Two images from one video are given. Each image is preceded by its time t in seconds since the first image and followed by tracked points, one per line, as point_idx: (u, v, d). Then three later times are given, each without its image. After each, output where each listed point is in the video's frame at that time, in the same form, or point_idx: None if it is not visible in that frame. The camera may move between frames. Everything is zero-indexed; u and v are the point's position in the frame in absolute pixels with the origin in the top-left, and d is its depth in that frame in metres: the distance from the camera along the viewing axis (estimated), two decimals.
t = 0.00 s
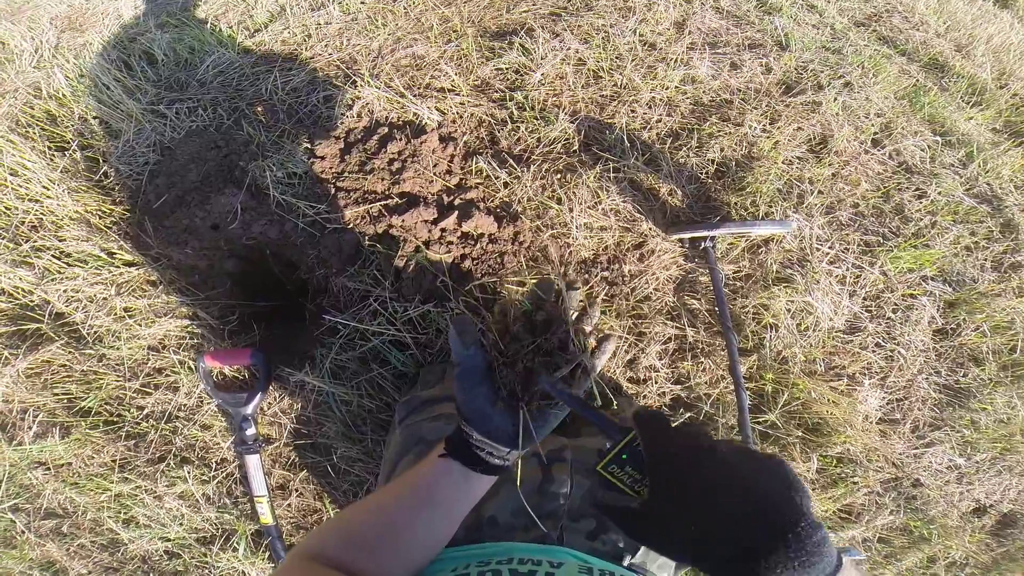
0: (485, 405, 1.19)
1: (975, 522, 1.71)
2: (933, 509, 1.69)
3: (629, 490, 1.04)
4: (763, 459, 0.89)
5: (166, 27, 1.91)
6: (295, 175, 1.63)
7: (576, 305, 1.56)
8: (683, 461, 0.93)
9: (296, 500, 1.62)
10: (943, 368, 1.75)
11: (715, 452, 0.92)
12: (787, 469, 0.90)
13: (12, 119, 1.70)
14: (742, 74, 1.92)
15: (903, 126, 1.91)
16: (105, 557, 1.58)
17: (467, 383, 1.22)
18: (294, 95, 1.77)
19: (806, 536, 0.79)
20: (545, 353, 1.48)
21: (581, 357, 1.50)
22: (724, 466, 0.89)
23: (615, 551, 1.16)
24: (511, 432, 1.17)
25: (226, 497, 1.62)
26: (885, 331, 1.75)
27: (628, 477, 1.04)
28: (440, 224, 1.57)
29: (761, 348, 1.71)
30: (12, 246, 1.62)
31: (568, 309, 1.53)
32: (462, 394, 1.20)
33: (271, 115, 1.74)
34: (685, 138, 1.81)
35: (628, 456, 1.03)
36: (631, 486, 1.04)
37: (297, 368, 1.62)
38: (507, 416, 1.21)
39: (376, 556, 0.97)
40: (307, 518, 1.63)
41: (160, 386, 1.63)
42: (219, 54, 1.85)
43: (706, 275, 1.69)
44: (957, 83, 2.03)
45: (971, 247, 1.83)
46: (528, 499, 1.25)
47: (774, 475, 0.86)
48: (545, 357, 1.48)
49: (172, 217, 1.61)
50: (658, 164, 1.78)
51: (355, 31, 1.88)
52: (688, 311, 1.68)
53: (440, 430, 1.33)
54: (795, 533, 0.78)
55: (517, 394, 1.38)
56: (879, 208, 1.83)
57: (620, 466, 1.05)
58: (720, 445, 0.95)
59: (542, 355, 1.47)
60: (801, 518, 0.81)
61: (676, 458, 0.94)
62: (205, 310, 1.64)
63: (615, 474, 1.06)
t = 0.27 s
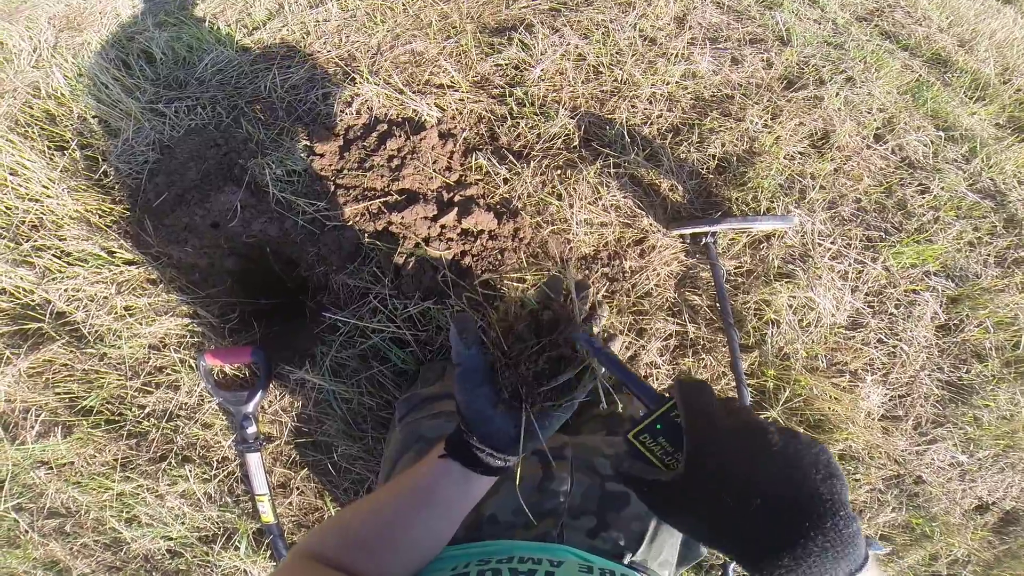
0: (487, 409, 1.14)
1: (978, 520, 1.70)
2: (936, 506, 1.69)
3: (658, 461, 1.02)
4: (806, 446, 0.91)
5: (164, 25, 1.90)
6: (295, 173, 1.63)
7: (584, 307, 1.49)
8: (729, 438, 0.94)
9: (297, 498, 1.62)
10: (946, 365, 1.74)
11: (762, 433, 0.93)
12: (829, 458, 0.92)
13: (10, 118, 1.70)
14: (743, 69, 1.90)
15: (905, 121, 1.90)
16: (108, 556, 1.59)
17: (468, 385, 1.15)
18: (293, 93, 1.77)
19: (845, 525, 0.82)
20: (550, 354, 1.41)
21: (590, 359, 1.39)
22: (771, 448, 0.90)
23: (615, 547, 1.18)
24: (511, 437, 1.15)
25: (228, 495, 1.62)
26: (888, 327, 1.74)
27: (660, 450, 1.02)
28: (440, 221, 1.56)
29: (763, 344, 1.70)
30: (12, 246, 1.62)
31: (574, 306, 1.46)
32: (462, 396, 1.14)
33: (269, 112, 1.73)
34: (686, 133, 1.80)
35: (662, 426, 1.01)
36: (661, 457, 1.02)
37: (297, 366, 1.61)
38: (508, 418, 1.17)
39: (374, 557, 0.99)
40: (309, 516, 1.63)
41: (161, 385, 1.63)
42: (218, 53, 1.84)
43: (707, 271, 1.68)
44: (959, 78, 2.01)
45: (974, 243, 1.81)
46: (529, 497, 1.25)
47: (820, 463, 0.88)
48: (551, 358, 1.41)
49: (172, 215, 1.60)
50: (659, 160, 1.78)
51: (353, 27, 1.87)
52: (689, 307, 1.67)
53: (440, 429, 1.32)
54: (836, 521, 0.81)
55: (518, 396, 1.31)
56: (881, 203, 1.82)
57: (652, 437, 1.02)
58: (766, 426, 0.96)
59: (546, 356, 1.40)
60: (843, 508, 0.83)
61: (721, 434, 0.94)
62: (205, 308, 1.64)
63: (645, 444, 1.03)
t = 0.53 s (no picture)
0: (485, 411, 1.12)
1: (979, 517, 1.71)
2: (937, 504, 1.69)
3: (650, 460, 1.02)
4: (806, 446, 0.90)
5: (156, 28, 1.89)
6: (290, 175, 1.63)
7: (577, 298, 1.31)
8: (723, 437, 0.93)
9: (296, 501, 1.62)
10: (944, 362, 1.74)
11: (758, 433, 0.91)
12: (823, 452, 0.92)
13: (5, 123, 1.70)
14: (737, 68, 1.90)
15: (899, 119, 1.90)
16: (109, 560, 1.59)
17: (466, 386, 1.14)
18: (287, 95, 1.76)
19: (839, 526, 0.84)
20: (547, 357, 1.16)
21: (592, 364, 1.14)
22: (767, 449, 0.90)
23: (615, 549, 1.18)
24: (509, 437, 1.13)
25: (228, 499, 1.62)
26: (885, 324, 1.74)
27: (651, 449, 1.00)
28: (436, 223, 1.56)
29: (760, 343, 1.70)
30: (8, 251, 1.61)
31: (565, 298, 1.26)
32: (460, 398, 1.13)
33: (263, 115, 1.73)
34: (681, 132, 1.80)
35: (653, 425, 0.98)
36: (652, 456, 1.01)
37: (294, 369, 1.61)
38: (507, 419, 1.14)
39: (374, 561, 0.99)
40: (309, 519, 1.63)
41: (159, 389, 1.63)
42: (211, 55, 1.83)
43: (703, 270, 1.68)
44: (952, 76, 2.01)
45: (969, 240, 1.82)
46: (528, 498, 1.25)
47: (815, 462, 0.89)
48: (550, 361, 1.17)
49: (167, 219, 1.60)
50: (654, 159, 1.77)
51: (347, 29, 1.87)
52: (686, 307, 1.67)
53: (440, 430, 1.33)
54: (830, 522, 0.84)
55: (516, 401, 1.16)
56: (877, 200, 1.82)
57: (644, 437, 1.00)
58: (760, 422, 0.95)
59: (544, 360, 1.16)
60: (837, 506, 0.86)
61: (714, 434, 0.93)
62: (202, 312, 1.64)
63: (637, 444, 1.01)
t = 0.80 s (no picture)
0: (485, 412, 1.12)
1: (979, 516, 1.71)
2: (937, 503, 1.69)
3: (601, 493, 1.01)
4: (745, 466, 0.86)
5: (154, 31, 1.89)
6: (287, 178, 1.63)
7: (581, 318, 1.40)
8: (661, 467, 0.92)
9: (296, 503, 1.62)
10: (942, 361, 1.75)
11: (694, 457, 0.90)
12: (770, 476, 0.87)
13: (3, 127, 1.70)
14: (734, 69, 1.91)
15: (896, 119, 1.90)
16: (109, 562, 1.59)
17: (462, 390, 1.11)
18: (284, 98, 1.77)
19: (784, 549, 0.77)
20: (546, 360, 1.26)
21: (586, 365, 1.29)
22: (701, 473, 0.87)
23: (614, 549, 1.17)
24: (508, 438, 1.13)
25: (227, 501, 1.62)
26: (883, 324, 1.75)
27: (599, 481, 1.00)
28: (434, 225, 1.56)
29: (758, 343, 1.71)
30: (6, 255, 1.61)
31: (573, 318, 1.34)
32: (459, 400, 1.12)
33: (261, 118, 1.73)
34: (678, 134, 1.81)
35: (598, 457, 0.98)
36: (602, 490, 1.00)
37: (293, 372, 1.62)
38: (507, 421, 1.13)
39: (376, 562, 1.00)
40: (308, 521, 1.63)
41: (158, 392, 1.63)
42: (208, 58, 1.83)
43: (701, 271, 1.68)
44: (949, 76, 2.01)
45: (967, 239, 1.82)
46: (527, 500, 1.26)
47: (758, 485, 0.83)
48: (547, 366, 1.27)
49: (165, 222, 1.60)
50: (652, 160, 1.78)
51: (344, 32, 1.87)
52: (684, 308, 1.68)
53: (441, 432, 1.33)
54: (773, 546, 0.77)
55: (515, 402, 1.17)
56: (874, 201, 1.83)
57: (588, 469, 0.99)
58: (700, 450, 0.93)
59: (542, 364, 1.26)
60: (783, 529, 0.79)
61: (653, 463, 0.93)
62: (200, 314, 1.64)
63: (585, 476, 1.01)
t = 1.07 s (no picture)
0: (468, 406, 1.14)
1: (976, 505, 1.72)
2: (934, 492, 1.70)
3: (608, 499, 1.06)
4: (754, 475, 0.89)
5: (134, 33, 1.86)
6: (274, 179, 1.62)
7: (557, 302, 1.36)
8: (670, 474, 0.94)
9: (294, 504, 1.62)
10: (935, 350, 1.75)
11: (702, 465, 0.92)
12: (777, 480, 0.91)
13: None
14: (721, 62, 1.90)
15: (882, 110, 1.90)
16: (112, 567, 1.58)
17: (446, 384, 1.17)
18: (269, 98, 1.74)
19: (797, 553, 0.82)
20: (528, 349, 1.20)
21: (568, 355, 1.24)
22: (713, 483, 0.89)
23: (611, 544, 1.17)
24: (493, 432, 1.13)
25: (225, 504, 1.61)
26: (875, 313, 1.75)
27: (608, 489, 1.05)
28: (423, 223, 1.55)
29: (751, 334, 1.71)
30: None
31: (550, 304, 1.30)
32: (442, 395, 1.16)
33: (245, 119, 1.71)
34: (666, 127, 1.80)
35: (607, 467, 1.02)
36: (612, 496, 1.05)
37: (285, 373, 1.61)
38: (491, 415, 1.14)
39: (367, 560, 0.98)
40: (307, 522, 1.62)
41: (151, 396, 1.62)
42: (190, 59, 1.81)
43: (693, 263, 1.68)
44: (933, 67, 1.99)
45: (956, 227, 1.82)
46: (522, 496, 1.25)
47: (767, 490, 0.87)
48: (530, 356, 1.20)
49: (151, 226, 1.59)
50: (640, 154, 1.77)
51: (328, 31, 1.84)
52: (676, 300, 1.68)
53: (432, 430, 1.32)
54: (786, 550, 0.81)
55: (498, 396, 1.16)
56: (863, 190, 1.83)
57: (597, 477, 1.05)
58: (707, 457, 0.95)
59: (524, 354, 1.19)
60: (794, 534, 0.83)
61: (663, 473, 0.94)
62: (190, 318, 1.62)
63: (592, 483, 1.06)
